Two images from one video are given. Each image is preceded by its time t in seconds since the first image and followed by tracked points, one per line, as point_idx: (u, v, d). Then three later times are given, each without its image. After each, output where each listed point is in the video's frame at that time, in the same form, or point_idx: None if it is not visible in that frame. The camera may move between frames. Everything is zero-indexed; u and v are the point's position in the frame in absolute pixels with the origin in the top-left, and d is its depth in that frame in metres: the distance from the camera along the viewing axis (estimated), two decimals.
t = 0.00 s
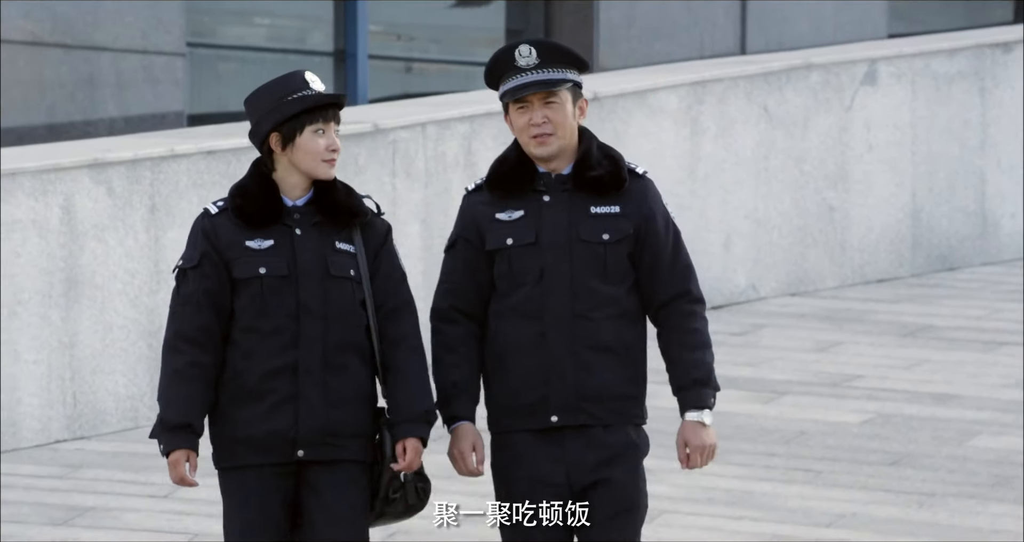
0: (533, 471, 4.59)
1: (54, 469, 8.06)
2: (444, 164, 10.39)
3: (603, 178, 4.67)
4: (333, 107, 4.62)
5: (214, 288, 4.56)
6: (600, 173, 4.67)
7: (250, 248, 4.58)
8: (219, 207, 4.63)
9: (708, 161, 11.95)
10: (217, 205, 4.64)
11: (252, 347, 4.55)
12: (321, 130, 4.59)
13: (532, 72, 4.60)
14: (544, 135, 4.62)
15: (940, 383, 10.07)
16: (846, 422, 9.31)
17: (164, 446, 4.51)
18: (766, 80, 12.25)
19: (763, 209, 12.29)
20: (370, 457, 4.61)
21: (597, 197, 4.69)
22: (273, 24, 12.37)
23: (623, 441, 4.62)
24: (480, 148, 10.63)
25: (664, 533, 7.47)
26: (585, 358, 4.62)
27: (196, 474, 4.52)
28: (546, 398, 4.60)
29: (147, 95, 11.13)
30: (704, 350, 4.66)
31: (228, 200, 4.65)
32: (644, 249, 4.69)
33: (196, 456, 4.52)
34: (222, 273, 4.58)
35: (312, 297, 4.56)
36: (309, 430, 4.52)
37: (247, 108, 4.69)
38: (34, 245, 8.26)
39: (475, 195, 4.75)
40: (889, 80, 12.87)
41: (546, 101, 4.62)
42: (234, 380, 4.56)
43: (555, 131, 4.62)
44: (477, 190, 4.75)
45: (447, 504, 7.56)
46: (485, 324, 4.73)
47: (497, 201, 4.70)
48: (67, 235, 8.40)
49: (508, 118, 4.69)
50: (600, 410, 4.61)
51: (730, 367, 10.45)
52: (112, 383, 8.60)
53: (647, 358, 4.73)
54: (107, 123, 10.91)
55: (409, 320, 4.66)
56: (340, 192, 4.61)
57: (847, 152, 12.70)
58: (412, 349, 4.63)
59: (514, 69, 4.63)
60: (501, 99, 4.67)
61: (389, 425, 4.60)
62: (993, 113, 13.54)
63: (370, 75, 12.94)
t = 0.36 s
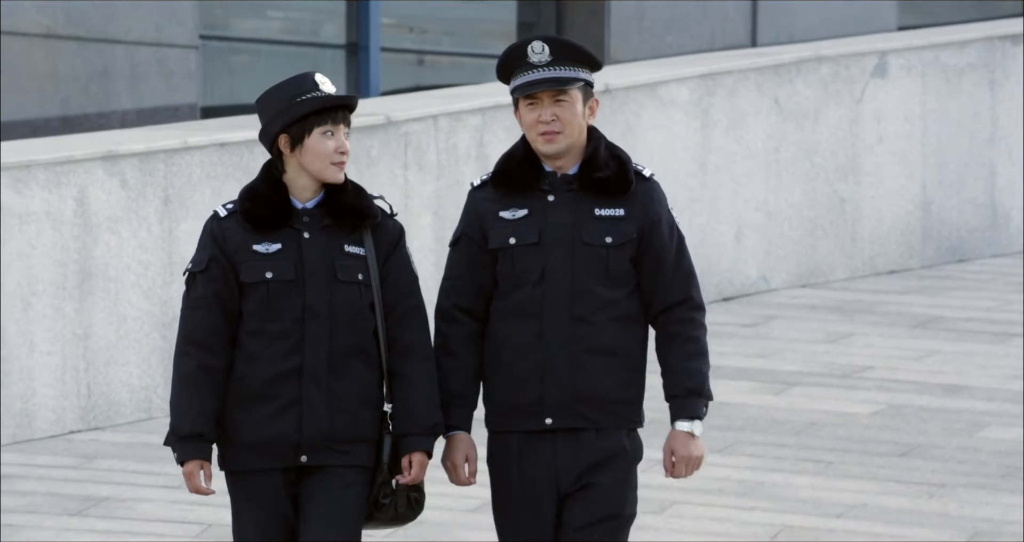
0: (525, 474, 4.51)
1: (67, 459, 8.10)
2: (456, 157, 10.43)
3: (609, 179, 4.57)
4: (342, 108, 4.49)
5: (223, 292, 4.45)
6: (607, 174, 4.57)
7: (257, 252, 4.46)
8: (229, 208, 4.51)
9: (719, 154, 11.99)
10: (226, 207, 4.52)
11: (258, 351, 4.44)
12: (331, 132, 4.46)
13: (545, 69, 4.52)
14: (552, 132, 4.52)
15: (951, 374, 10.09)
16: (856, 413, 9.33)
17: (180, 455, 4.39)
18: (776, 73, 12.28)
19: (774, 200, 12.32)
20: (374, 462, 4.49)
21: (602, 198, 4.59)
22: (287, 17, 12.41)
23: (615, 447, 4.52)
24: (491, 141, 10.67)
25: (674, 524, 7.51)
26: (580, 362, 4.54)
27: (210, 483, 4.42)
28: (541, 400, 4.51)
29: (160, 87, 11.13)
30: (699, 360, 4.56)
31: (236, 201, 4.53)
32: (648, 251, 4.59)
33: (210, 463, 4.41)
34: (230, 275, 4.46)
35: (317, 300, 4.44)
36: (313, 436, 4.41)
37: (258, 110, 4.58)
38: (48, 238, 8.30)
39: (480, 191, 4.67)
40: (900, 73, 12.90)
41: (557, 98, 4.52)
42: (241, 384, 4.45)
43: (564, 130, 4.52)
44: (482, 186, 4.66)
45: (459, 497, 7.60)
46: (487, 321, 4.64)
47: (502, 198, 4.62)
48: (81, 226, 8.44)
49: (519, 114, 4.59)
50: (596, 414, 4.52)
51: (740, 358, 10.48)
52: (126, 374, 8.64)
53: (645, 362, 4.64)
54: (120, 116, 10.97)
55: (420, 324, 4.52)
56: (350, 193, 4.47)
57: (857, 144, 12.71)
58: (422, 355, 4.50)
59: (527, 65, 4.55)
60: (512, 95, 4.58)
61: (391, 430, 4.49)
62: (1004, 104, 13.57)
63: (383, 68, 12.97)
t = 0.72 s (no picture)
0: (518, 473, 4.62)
1: (79, 451, 8.14)
2: (466, 150, 10.45)
3: (613, 181, 4.66)
4: (365, 110, 4.59)
5: (237, 287, 4.57)
6: (611, 176, 4.66)
7: (274, 247, 4.57)
8: (248, 204, 4.63)
9: (728, 147, 12.00)
10: (247, 202, 4.64)
11: (271, 347, 4.55)
12: (351, 132, 4.56)
13: (580, 69, 4.63)
14: (572, 132, 4.63)
15: (960, 367, 10.12)
16: (865, 405, 9.36)
17: (183, 448, 4.53)
18: (786, 66, 12.28)
19: (784, 193, 12.34)
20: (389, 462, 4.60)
21: (605, 199, 4.68)
22: (297, 11, 12.43)
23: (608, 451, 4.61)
24: (502, 133, 10.70)
25: (684, 516, 7.54)
26: (571, 361, 4.63)
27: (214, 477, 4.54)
28: (531, 397, 4.63)
29: (171, 81, 11.18)
30: (698, 369, 4.59)
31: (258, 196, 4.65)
32: (650, 254, 4.66)
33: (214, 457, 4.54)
34: (245, 271, 4.58)
35: (333, 297, 4.55)
36: (325, 434, 4.52)
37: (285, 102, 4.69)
38: (59, 231, 8.33)
39: (495, 185, 4.80)
40: (910, 66, 12.91)
41: (586, 100, 4.63)
42: (255, 379, 4.57)
43: (585, 132, 4.64)
44: (499, 180, 4.79)
45: (470, 490, 7.63)
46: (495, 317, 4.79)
47: (516, 193, 4.74)
48: (92, 220, 8.48)
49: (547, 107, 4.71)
50: (585, 414, 4.61)
51: (750, 351, 10.52)
52: (137, 366, 8.67)
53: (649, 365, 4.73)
54: (130, 110, 11.00)
55: (437, 322, 4.64)
56: (369, 195, 4.59)
57: (867, 137, 12.72)
58: (435, 355, 4.61)
59: (565, 60, 4.65)
60: (545, 87, 4.69)
61: (408, 432, 4.60)
62: (1014, 97, 13.57)
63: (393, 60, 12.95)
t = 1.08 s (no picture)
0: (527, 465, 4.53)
1: (97, 444, 8.18)
2: (481, 144, 10.49)
3: (621, 171, 4.54)
4: (362, 100, 4.49)
5: (245, 284, 4.46)
6: (620, 166, 4.55)
7: (280, 243, 4.47)
8: (252, 198, 4.51)
9: (743, 141, 12.01)
10: (251, 197, 4.52)
11: (281, 343, 4.46)
12: (347, 124, 4.46)
13: (586, 60, 4.52)
14: (580, 124, 4.53)
15: (974, 361, 10.14)
16: (879, 398, 9.38)
17: (204, 448, 4.40)
18: (801, 60, 12.31)
19: (798, 187, 12.35)
20: (399, 456, 4.51)
21: (612, 189, 4.57)
22: (313, 6, 12.47)
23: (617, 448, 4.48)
24: (517, 128, 10.73)
25: (699, 509, 7.57)
26: (581, 355, 4.52)
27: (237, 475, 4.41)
28: (541, 391, 4.52)
29: (187, 76, 11.40)
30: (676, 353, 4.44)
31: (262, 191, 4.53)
32: (659, 244, 4.54)
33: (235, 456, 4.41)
34: (253, 267, 4.47)
35: (341, 292, 4.45)
36: (336, 431, 4.42)
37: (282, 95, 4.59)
38: (78, 226, 8.40)
39: (502, 174, 4.70)
40: (924, 60, 12.93)
41: (593, 91, 4.53)
42: (265, 376, 4.47)
43: (593, 123, 4.53)
44: (504, 169, 4.69)
45: (485, 483, 7.67)
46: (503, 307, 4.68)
47: (522, 183, 4.64)
48: (110, 214, 8.53)
49: (553, 98, 4.60)
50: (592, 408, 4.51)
51: (764, 344, 10.53)
52: (155, 359, 8.72)
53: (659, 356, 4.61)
54: (148, 104, 11.19)
55: (446, 314, 4.54)
56: (373, 184, 4.50)
57: (881, 131, 12.73)
58: (446, 347, 4.52)
59: (570, 52, 4.55)
60: (551, 78, 4.59)
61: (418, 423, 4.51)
62: None
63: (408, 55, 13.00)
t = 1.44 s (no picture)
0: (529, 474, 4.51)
1: (115, 437, 8.23)
2: (496, 139, 10.53)
3: (604, 178, 4.55)
4: (338, 108, 4.53)
5: (222, 293, 4.51)
6: (603, 172, 4.55)
7: (258, 250, 4.51)
8: (229, 207, 4.56)
9: (758, 135, 12.04)
10: (226, 206, 4.57)
11: (260, 350, 4.50)
12: (322, 132, 4.50)
13: (552, 72, 4.51)
14: (555, 135, 4.51)
15: (987, 354, 10.16)
16: (893, 392, 9.41)
17: (174, 459, 4.48)
18: (816, 54, 12.30)
19: (812, 181, 12.37)
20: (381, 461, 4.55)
21: (599, 196, 4.57)
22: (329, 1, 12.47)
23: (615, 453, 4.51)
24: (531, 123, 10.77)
25: (714, 502, 7.60)
26: (577, 364, 4.53)
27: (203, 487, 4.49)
28: (542, 403, 4.51)
29: (205, 71, 11.53)
30: (698, 369, 4.50)
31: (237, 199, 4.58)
32: (648, 251, 4.55)
33: (203, 468, 4.49)
34: (230, 276, 4.52)
35: (319, 298, 4.49)
36: (316, 437, 4.47)
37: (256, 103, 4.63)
38: (95, 219, 8.43)
39: (480, 193, 4.67)
40: (939, 54, 12.95)
41: (563, 102, 4.51)
42: (243, 383, 4.52)
43: (568, 134, 4.52)
44: (482, 188, 4.67)
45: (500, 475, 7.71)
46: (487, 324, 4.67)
47: (503, 199, 4.62)
48: (127, 208, 8.57)
49: (524, 114, 4.59)
50: (596, 417, 4.50)
51: (778, 338, 10.56)
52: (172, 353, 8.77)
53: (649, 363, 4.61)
54: (165, 98, 11.35)
55: (425, 320, 4.58)
56: (351, 191, 4.54)
57: (895, 125, 12.75)
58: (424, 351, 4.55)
59: (535, 66, 4.54)
60: (518, 95, 4.57)
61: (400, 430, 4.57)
62: None
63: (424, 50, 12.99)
